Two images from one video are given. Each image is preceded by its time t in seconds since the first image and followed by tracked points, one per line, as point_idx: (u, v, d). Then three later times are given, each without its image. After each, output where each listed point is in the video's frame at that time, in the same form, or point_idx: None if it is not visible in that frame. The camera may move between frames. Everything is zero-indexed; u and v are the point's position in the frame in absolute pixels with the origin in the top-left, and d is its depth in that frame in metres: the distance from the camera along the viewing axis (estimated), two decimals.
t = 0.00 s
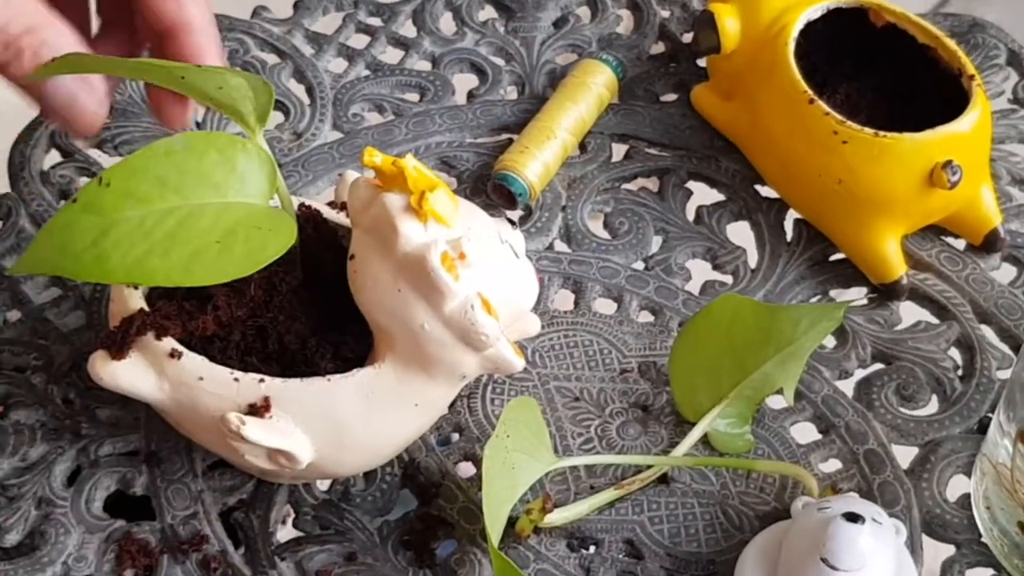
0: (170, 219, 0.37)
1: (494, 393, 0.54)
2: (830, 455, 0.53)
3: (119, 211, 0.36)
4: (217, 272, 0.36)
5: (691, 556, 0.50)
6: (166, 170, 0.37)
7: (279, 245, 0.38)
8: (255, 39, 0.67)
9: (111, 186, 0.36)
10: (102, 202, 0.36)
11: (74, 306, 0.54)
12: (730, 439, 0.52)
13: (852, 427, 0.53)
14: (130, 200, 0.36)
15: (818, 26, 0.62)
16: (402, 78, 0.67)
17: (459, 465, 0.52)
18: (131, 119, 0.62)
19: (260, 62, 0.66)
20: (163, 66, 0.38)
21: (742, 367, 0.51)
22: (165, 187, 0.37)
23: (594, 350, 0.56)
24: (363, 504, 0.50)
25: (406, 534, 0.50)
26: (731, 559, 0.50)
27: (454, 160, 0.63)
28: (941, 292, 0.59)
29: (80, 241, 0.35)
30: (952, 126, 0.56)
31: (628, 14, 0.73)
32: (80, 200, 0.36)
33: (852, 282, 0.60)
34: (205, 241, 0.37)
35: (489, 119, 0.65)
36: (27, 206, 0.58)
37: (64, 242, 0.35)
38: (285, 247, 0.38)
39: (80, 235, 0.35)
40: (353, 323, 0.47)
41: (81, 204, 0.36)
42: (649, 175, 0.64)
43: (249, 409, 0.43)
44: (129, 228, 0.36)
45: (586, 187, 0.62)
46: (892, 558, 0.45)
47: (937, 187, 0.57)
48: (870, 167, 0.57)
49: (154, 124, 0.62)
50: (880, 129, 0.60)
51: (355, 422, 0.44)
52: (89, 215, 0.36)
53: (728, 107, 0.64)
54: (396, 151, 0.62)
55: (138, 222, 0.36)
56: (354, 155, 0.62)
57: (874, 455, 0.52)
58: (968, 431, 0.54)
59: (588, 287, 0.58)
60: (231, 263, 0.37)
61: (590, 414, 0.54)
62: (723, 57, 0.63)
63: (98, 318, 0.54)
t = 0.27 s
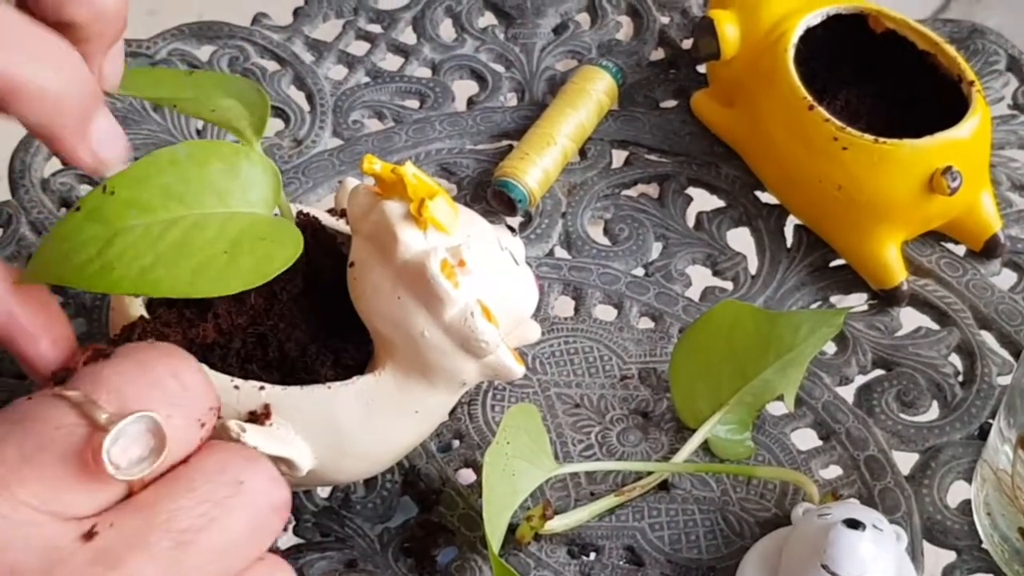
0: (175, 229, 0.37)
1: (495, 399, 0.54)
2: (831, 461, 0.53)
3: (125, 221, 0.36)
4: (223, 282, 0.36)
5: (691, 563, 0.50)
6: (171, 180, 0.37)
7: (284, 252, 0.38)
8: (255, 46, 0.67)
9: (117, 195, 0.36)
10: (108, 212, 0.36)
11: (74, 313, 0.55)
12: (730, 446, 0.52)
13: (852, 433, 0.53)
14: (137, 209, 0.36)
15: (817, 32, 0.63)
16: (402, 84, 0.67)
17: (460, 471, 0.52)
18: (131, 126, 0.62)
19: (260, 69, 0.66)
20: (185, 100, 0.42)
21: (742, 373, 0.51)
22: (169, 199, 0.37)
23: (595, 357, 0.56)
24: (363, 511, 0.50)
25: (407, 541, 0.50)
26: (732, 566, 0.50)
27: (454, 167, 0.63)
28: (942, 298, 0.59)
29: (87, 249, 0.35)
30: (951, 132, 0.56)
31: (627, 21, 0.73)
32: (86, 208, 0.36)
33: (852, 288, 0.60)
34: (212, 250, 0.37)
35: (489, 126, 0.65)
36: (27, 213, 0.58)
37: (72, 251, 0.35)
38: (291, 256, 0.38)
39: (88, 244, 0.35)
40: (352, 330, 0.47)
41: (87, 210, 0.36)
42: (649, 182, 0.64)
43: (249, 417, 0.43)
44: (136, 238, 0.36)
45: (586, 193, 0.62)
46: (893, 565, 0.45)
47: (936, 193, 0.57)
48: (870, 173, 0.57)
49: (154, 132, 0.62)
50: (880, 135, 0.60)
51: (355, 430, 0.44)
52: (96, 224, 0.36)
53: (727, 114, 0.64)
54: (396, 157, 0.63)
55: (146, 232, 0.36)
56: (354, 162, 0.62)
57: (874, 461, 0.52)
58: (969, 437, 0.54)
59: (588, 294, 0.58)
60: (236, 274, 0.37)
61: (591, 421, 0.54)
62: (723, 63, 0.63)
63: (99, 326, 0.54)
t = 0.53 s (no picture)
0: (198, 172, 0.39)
1: (496, 403, 0.54)
2: (832, 464, 0.53)
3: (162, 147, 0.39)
4: (223, 221, 0.38)
5: (693, 565, 0.50)
6: (203, 138, 0.41)
7: (276, 231, 0.39)
8: (256, 50, 0.68)
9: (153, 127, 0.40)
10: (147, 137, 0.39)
11: (76, 318, 0.55)
12: (731, 448, 0.52)
13: (854, 436, 0.53)
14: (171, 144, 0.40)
15: (818, 36, 0.62)
16: (403, 88, 0.67)
17: (462, 475, 0.52)
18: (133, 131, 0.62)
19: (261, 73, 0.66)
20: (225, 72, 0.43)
21: (743, 376, 0.51)
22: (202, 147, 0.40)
23: (596, 360, 0.56)
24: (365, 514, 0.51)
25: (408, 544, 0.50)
26: (734, 568, 0.50)
27: (456, 170, 0.63)
28: (943, 300, 0.59)
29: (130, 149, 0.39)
30: (952, 135, 0.56)
31: (628, 24, 0.73)
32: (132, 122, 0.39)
33: (853, 291, 0.60)
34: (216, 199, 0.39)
35: (490, 129, 0.65)
36: (30, 218, 0.58)
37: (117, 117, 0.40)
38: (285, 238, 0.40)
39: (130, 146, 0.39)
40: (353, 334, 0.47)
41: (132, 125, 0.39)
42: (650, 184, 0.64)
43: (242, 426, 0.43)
44: (166, 160, 0.39)
45: (587, 196, 0.62)
46: (894, 567, 0.45)
47: (937, 196, 0.57)
48: (870, 176, 0.57)
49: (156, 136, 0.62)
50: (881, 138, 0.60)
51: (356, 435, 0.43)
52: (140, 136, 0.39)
53: (728, 116, 0.64)
54: (398, 161, 0.63)
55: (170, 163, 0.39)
56: (356, 165, 0.62)
57: (876, 464, 0.52)
58: (970, 439, 0.54)
59: (589, 296, 0.58)
60: (227, 218, 0.38)
61: (592, 424, 0.54)
62: (723, 66, 0.63)
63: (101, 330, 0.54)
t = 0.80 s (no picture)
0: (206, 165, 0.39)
1: (497, 403, 0.54)
2: (832, 464, 0.53)
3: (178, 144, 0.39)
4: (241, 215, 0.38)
5: (693, 565, 0.50)
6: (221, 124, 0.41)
7: (285, 224, 0.40)
8: (257, 51, 0.68)
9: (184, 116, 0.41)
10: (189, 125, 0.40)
11: (77, 319, 0.55)
12: (731, 448, 0.52)
13: (853, 436, 0.53)
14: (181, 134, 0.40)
15: (818, 36, 0.63)
16: (403, 89, 0.67)
17: (462, 475, 0.52)
18: (134, 132, 0.62)
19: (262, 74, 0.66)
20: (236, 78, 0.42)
21: (743, 376, 0.51)
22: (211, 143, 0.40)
23: (596, 361, 0.56)
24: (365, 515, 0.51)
25: (409, 545, 0.50)
26: (734, 568, 0.50)
27: (456, 171, 0.63)
28: (943, 301, 0.59)
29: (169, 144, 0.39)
30: (952, 135, 0.56)
31: (628, 25, 0.73)
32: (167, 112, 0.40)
33: (853, 291, 0.60)
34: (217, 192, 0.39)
35: (490, 130, 0.65)
36: (30, 219, 0.58)
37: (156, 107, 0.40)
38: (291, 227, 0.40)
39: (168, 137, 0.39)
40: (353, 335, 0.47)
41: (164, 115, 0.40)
42: (650, 185, 0.64)
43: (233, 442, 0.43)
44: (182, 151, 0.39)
45: (587, 197, 0.63)
46: (894, 567, 0.45)
47: (937, 196, 0.57)
48: (870, 177, 0.57)
49: (157, 137, 0.62)
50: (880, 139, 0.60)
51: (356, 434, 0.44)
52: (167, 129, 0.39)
53: (728, 117, 0.64)
54: (398, 162, 0.63)
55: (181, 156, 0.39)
56: (356, 166, 0.62)
57: (876, 464, 0.52)
58: (970, 439, 0.54)
59: (589, 297, 0.58)
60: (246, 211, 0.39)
61: (592, 424, 0.54)
62: (723, 67, 0.63)
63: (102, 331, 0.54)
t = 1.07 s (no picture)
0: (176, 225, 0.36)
1: (497, 406, 0.54)
2: (832, 466, 0.53)
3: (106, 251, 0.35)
4: (222, 285, 0.36)
5: (693, 568, 0.50)
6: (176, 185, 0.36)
7: (278, 259, 0.37)
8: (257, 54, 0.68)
9: (126, 194, 0.36)
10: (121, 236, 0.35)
11: (77, 320, 0.55)
12: (731, 450, 0.52)
13: (854, 438, 0.53)
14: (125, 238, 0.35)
15: (818, 38, 0.62)
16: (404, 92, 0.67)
17: (462, 477, 0.52)
18: (134, 134, 0.62)
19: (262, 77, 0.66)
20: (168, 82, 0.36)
21: (744, 378, 0.51)
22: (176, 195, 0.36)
23: (596, 363, 0.56)
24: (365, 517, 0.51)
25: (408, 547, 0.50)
26: (734, 570, 0.50)
27: (456, 174, 0.63)
28: (943, 303, 0.59)
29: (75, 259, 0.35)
30: (952, 137, 0.57)
31: (628, 27, 0.73)
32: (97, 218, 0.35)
33: (852, 293, 0.60)
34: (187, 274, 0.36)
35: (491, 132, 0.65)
36: (31, 221, 0.58)
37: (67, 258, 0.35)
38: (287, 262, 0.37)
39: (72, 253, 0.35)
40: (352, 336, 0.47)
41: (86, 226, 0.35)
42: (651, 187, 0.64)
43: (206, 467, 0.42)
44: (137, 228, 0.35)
45: (588, 199, 0.63)
46: (894, 568, 0.45)
47: (937, 198, 0.57)
48: (871, 178, 0.57)
49: (157, 139, 0.62)
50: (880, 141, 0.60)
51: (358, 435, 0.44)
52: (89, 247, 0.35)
53: (728, 119, 0.64)
54: (398, 164, 0.63)
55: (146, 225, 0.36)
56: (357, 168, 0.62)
57: (876, 466, 0.52)
58: (971, 441, 0.54)
59: (589, 299, 0.58)
60: (236, 276, 0.36)
61: (592, 427, 0.54)
62: (724, 69, 0.63)
63: (102, 332, 0.54)
